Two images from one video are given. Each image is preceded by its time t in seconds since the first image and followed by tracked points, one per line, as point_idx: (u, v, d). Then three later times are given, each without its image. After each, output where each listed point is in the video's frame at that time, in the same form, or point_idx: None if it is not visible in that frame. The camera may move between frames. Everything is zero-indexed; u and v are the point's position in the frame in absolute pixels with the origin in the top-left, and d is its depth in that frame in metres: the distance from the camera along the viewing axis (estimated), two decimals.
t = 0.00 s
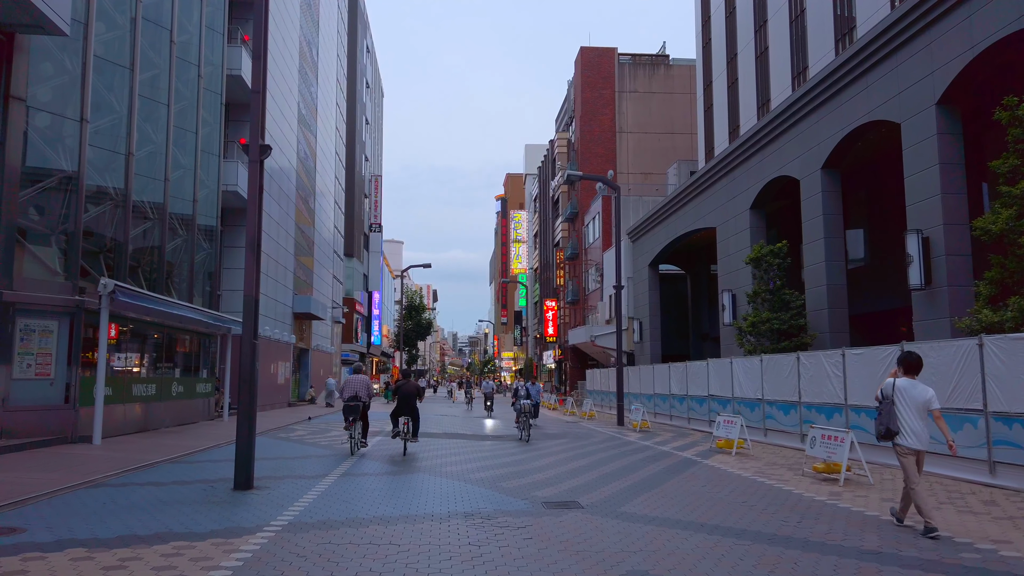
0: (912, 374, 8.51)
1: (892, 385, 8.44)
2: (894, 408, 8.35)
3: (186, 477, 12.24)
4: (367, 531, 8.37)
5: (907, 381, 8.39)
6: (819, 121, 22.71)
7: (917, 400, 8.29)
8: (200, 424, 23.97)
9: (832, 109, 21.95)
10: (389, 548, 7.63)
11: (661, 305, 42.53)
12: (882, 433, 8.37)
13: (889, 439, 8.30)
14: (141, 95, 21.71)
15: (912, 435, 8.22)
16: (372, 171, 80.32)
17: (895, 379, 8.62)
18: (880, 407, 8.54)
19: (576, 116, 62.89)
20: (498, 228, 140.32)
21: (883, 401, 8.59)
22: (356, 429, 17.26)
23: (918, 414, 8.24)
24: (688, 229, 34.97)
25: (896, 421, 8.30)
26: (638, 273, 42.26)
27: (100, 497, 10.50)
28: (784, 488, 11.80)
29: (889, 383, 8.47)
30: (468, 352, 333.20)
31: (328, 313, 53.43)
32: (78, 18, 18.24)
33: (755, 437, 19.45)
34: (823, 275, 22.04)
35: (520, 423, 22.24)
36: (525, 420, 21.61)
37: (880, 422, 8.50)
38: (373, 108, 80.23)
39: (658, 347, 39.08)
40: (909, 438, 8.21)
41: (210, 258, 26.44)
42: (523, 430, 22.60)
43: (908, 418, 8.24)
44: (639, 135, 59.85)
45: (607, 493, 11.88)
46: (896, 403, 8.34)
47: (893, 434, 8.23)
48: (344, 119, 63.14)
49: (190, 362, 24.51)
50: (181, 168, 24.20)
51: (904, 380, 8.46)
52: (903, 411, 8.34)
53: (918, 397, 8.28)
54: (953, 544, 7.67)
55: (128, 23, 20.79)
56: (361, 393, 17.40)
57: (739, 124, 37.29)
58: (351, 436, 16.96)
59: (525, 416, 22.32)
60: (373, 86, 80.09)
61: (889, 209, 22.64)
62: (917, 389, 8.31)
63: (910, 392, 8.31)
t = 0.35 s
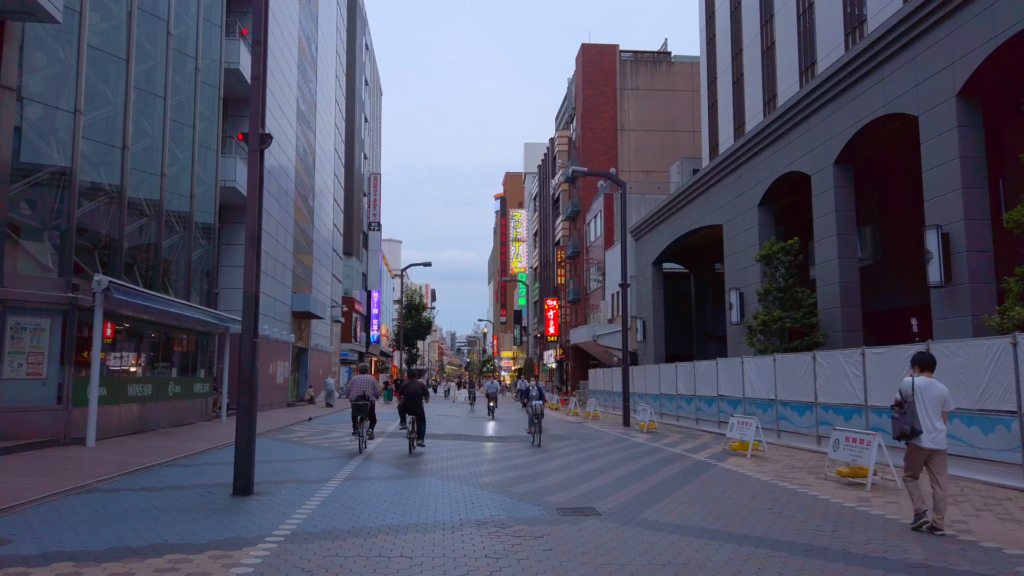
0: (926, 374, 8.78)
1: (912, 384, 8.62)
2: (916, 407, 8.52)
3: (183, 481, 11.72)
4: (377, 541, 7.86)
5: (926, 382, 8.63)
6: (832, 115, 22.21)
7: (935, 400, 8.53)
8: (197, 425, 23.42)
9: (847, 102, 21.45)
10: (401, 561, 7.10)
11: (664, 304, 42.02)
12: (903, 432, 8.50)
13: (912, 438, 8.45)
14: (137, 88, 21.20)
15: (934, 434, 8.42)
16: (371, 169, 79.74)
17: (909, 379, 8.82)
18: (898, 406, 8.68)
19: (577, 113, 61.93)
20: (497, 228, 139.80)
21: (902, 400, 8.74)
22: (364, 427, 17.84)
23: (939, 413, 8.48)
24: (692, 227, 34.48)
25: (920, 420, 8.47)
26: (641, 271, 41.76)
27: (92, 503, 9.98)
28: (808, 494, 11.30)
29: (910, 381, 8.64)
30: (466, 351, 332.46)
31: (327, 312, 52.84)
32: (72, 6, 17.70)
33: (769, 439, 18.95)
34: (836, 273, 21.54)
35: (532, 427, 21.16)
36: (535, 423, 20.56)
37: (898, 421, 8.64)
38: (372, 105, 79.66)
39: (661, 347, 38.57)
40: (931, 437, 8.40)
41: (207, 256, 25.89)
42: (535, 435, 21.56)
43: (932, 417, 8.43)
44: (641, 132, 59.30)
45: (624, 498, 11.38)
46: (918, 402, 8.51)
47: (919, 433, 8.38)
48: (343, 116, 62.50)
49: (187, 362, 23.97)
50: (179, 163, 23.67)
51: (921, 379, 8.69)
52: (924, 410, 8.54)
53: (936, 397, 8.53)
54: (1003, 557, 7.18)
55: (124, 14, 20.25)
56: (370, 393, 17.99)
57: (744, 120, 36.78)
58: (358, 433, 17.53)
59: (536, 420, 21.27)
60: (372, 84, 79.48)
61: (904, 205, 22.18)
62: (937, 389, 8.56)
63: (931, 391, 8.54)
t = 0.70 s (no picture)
0: (931, 379, 8.77)
1: (920, 390, 8.59)
2: (926, 414, 8.49)
3: (177, 489, 11.23)
4: (382, 556, 7.39)
5: (933, 385, 8.58)
6: (843, 111, 21.80)
7: (944, 403, 8.51)
8: (195, 427, 22.94)
9: (859, 98, 20.98)
10: None
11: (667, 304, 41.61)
12: (913, 439, 8.47)
13: (922, 445, 8.42)
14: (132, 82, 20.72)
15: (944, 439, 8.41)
16: (369, 169, 79.16)
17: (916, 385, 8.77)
18: (907, 413, 8.64)
19: (578, 112, 61.35)
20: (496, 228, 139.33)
21: (907, 407, 8.69)
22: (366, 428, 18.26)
23: (947, 418, 8.48)
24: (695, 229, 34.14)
25: (929, 426, 8.44)
26: (644, 271, 41.32)
27: (81, 513, 9.49)
28: (831, 502, 10.84)
29: (918, 387, 8.60)
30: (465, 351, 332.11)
31: (326, 312, 52.38)
32: None
33: (780, 442, 18.49)
34: (847, 272, 21.09)
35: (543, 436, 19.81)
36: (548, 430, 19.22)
37: (907, 428, 8.60)
38: (371, 104, 79.13)
39: (665, 347, 38.13)
40: (942, 443, 8.38)
41: (205, 255, 25.40)
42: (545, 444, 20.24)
43: (942, 423, 8.42)
44: (642, 131, 58.87)
45: (638, 506, 10.90)
46: (928, 408, 8.48)
47: (930, 440, 8.36)
48: (342, 115, 62.00)
49: (184, 363, 23.47)
50: (175, 159, 23.19)
51: (928, 384, 8.67)
52: (932, 416, 8.51)
53: (945, 401, 8.49)
54: None
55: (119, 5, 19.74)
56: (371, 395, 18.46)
57: (748, 118, 36.36)
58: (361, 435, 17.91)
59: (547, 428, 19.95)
60: (370, 83, 78.91)
61: (918, 203, 21.78)
62: (945, 393, 8.55)
63: (940, 396, 8.52)
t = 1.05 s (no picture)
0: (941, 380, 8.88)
1: (923, 390, 8.77)
2: (929, 413, 8.65)
3: (165, 495, 10.69)
4: (382, 569, 6.88)
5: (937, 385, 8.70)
6: (852, 105, 21.33)
7: (949, 403, 8.61)
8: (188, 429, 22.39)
9: (869, 91, 20.51)
10: None
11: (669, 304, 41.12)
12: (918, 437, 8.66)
13: (925, 443, 8.59)
14: (124, 75, 20.22)
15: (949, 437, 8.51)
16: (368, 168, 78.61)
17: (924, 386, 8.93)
18: (914, 412, 8.84)
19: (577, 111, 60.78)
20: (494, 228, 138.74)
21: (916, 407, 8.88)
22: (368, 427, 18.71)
23: (953, 416, 8.58)
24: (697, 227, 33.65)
25: (932, 425, 8.59)
26: (645, 270, 40.82)
27: (62, 522, 8.96)
28: (853, 507, 10.35)
29: (921, 387, 8.79)
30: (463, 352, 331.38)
31: (323, 312, 51.90)
32: None
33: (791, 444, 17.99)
34: (856, 269, 20.59)
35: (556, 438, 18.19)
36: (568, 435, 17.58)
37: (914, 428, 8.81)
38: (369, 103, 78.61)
39: (667, 347, 37.60)
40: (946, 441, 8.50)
41: (200, 254, 24.85)
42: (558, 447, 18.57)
43: (945, 421, 8.53)
44: (642, 130, 58.39)
45: (651, 512, 10.37)
46: (930, 406, 8.65)
47: (930, 438, 8.52)
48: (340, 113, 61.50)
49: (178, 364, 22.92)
50: (169, 155, 22.68)
51: (935, 385, 8.81)
52: (937, 415, 8.65)
53: (949, 400, 8.59)
54: None
55: None
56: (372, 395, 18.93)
57: (752, 115, 35.87)
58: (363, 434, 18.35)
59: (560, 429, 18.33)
60: (368, 82, 78.40)
61: (928, 199, 21.35)
62: (950, 393, 8.64)
63: (944, 395, 8.64)
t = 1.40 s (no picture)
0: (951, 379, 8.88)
1: (942, 389, 8.66)
2: (949, 412, 8.57)
3: (159, 502, 10.20)
4: None
5: (955, 384, 8.65)
6: (864, 99, 20.85)
7: (966, 402, 8.60)
8: (186, 431, 21.90)
9: (882, 84, 20.00)
10: None
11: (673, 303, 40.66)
12: (938, 437, 8.52)
13: (946, 443, 8.51)
14: (119, 68, 19.73)
15: (965, 436, 8.58)
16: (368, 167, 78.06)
17: (936, 385, 8.84)
18: (930, 412, 8.70)
19: (579, 108, 60.17)
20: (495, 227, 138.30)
21: (929, 406, 8.77)
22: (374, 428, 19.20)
23: (970, 414, 8.59)
24: (703, 226, 33.18)
25: (952, 424, 8.54)
26: (649, 269, 40.36)
27: (48, 532, 8.47)
28: (881, 516, 9.87)
29: (939, 387, 8.66)
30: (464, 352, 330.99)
31: (323, 312, 51.39)
32: None
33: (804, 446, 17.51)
34: (870, 267, 20.12)
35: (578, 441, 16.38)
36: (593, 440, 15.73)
37: (930, 427, 8.68)
38: (369, 102, 78.15)
39: (672, 347, 37.12)
40: (963, 440, 8.54)
41: (198, 252, 24.38)
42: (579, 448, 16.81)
43: (964, 421, 8.54)
44: (644, 127, 57.91)
45: (668, 519, 9.88)
46: (952, 406, 8.57)
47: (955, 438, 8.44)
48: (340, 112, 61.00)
49: (177, 363, 22.46)
50: (167, 150, 22.24)
51: (948, 384, 8.75)
52: (956, 414, 8.61)
53: (968, 399, 8.57)
54: None
55: None
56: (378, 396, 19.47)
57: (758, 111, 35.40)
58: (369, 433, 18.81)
59: (584, 430, 16.49)
60: (369, 80, 77.92)
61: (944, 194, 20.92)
62: (966, 391, 8.66)
63: (962, 394, 8.62)
